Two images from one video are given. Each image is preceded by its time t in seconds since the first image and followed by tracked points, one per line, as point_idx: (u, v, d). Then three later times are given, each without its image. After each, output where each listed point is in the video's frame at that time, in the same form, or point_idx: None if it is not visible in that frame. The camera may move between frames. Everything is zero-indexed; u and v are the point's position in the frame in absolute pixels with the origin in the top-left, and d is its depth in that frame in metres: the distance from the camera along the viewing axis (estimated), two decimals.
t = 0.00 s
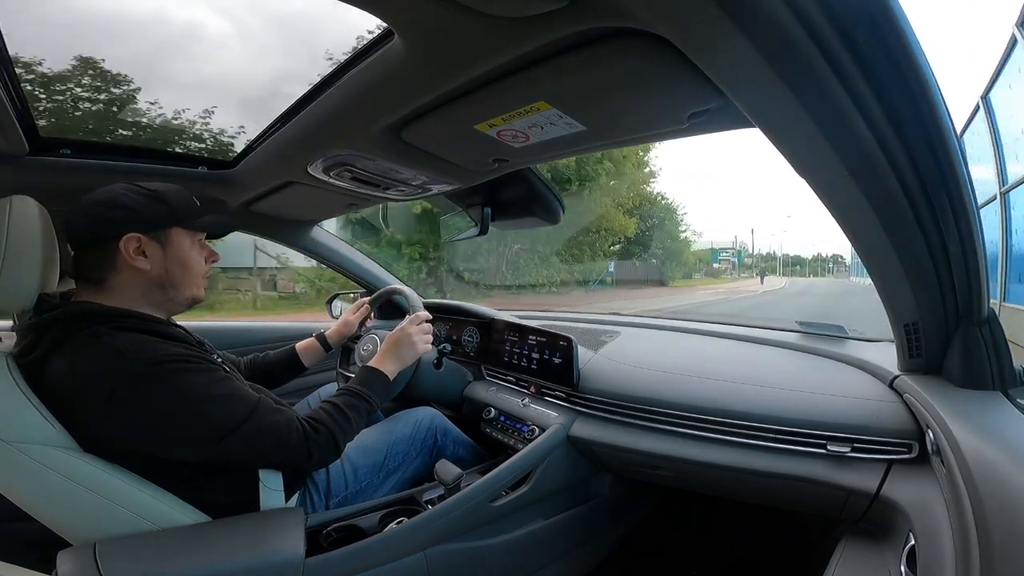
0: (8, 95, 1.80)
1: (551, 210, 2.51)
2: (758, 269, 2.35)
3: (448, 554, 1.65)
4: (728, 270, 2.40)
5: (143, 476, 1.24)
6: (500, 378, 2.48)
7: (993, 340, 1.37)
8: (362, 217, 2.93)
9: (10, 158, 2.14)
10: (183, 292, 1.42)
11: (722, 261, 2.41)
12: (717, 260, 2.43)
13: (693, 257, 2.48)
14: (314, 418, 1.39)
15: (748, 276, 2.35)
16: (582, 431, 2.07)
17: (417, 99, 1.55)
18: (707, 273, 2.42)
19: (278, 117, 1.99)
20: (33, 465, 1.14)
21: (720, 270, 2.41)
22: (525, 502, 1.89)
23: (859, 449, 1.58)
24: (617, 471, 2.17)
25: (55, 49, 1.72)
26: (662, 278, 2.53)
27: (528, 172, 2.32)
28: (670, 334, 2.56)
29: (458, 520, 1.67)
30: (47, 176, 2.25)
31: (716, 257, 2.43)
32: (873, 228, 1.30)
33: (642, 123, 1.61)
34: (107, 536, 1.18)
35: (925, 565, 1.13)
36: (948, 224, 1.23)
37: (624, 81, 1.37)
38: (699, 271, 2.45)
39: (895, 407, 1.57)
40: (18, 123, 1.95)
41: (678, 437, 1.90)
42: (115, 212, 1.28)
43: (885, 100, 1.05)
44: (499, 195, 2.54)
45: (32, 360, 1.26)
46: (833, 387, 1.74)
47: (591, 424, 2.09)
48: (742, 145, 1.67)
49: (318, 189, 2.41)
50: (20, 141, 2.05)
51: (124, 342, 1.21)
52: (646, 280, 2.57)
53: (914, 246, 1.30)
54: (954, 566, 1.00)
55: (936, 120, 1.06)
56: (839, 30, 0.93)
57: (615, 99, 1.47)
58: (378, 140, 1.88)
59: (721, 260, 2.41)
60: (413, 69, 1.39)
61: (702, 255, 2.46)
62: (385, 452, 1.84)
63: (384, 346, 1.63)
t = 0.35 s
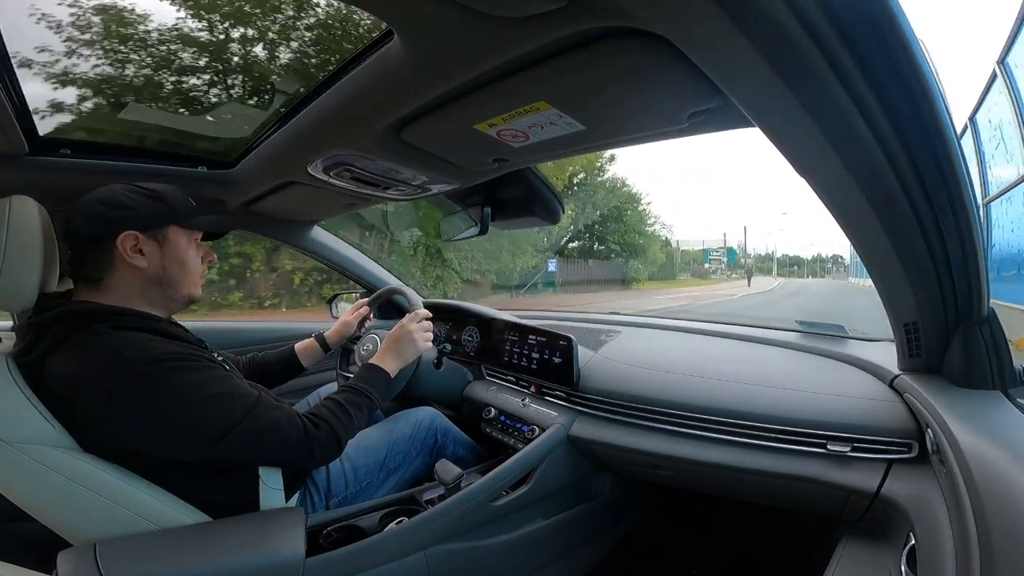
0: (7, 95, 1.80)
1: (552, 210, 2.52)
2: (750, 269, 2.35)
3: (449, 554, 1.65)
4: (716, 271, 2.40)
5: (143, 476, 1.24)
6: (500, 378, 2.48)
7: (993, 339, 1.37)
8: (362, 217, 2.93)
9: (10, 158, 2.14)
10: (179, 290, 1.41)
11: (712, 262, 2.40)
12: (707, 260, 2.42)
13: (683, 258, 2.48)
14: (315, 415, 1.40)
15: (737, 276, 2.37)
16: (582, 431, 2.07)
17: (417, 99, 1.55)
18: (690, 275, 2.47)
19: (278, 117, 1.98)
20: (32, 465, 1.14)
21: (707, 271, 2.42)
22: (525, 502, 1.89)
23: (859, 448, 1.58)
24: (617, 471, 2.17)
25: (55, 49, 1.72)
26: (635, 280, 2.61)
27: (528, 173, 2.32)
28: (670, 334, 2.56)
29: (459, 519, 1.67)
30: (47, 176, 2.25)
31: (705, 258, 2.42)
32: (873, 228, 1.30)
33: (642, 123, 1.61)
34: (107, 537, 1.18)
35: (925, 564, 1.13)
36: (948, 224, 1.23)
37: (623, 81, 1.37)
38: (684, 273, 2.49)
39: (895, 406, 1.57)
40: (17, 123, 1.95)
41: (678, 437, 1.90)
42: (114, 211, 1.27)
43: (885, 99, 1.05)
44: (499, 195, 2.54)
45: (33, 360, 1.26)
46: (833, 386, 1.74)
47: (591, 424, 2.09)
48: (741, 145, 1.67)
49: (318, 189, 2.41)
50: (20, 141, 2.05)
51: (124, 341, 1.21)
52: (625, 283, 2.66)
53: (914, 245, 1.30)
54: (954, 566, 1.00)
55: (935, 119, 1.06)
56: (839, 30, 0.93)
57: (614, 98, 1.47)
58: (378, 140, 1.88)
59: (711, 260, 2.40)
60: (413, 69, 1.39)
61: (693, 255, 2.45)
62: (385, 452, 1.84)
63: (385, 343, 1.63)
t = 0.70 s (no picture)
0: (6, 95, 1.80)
1: (552, 210, 2.50)
2: (746, 269, 2.45)
3: (449, 554, 1.65)
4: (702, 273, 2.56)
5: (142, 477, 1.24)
6: (500, 378, 2.48)
7: (993, 339, 1.37)
8: (362, 217, 2.94)
9: (9, 158, 2.14)
10: (181, 291, 1.41)
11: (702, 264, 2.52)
12: (700, 260, 2.51)
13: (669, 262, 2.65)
14: (316, 412, 1.40)
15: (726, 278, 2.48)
16: (582, 431, 2.07)
17: (416, 99, 1.55)
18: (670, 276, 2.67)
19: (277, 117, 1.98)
20: (32, 465, 1.14)
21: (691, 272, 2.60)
22: (525, 502, 1.89)
23: (859, 448, 1.58)
24: (617, 471, 2.17)
25: (54, 50, 1.72)
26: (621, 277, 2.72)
27: (529, 174, 2.32)
28: (669, 334, 2.56)
29: (459, 519, 1.67)
30: (47, 176, 2.25)
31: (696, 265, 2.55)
32: (874, 228, 1.30)
33: (642, 122, 1.61)
34: (107, 537, 1.18)
35: (926, 565, 1.13)
36: (948, 224, 1.24)
37: (623, 81, 1.37)
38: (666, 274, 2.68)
39: (895, 406, 1.57)
40: (17, 123, 1.95)
41: (678, 437, 1.90)
42: (120, 210, 1.28)
43: (885, 99, 1.05)
44: (499, 195, 2.54)
45: (32, 361, 1.25)
46: (833, 386, 1.74)
47: (591, 424, 2.09)
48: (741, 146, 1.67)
49: (318, 189, 2.42)
50: (19, 141, 2.05)
51: (124, 342, 1.21)
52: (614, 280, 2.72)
53: (914, 245, 1.30)
54: (954, 567, 1.00)
55: (935, 119, 1.06)
56: (840, 31, 0.93)
57: (614, 98, 1.47)
58: (378, 140, 1.88)
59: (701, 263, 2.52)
60: (413, 69, 1.39)
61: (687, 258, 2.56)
62: (385, 452, 1.84)
63: (387, 340, 1.63)
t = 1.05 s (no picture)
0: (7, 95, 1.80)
1: (552, 210, 2.56)
2: (746, 269, 2.29)
3: (448, 554, 1.65)
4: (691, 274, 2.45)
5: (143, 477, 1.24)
6: (500, 378, 2.48)
7: (993, 339, 1.36)
8: (363, 217, 2.95)
9: (10, 158, 2.15)
10: (186, 290, 1.41)
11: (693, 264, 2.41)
12: (690, 260, 2.41)
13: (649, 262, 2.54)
14: (319, 403, 1.39)
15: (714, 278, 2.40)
16: (582, 431, 2.07)
17: (417, 99, 1.55)
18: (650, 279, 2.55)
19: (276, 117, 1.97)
20: (32, 465, 1.15)
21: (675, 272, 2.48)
22: (525, 502, 1.89)
23: (858, 448, 1.58)
24: (617, 471, 2.17)
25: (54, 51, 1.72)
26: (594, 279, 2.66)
27: (527, 172, 2.34)
28: (669, 334, 2.55)
29: (459, 519, 1.67)
30: (47, 175, 2.26)
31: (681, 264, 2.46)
32: (874, 228, 1.30)
33: (642, 122, 1.61)
34: (108, 536, 1.18)
35: (925, 565, 1.13)
36: (949, 224, 1.24)
37: (624, 81, 1.37)
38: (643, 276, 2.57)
39: (895, 407, 1.57)
40: (17, 123, 1.95)
41: (678, 437, 1.90)
42: (126, 209, 1.29)
43: (885, 99, 1.05)
44: (498, 195, 2.58)
45: (32, 361, 1.26)
46: (833, 386, 1.74)
47: (591, 424, 2.09)
48: (741, 145, 1.67)
49: (318, 189, 2.42)
50: (18, 141, 2.05)
51: (123, 340, 1.21)
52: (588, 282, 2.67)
53: (915, 244, 1.30)
54: (953, 568, 1.00)
55: (935, 119, 1.06)
56: (839, 31, 0.93)
57: (614, 98, 1.47)
58: (378, 140, 1.88)
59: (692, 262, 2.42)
60: (413, 69, 1.39)
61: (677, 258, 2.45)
62: (385, 452, 1.84)
63: (388, 333, 1.64)
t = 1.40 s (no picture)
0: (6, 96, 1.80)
1: (552, 210, 2.61)
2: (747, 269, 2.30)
3: (448, 554, 1.65)
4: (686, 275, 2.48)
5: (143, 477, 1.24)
6: (500, 378, 2.48)
7: (992, 339, 1.37)
8: (363, 217, 2.96)
9: (9, 158, 2.15)
10: (189, 291, 1.42)
11: (687, 264, 2.44)
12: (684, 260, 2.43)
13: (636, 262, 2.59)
14: (321, 400, 1.40)
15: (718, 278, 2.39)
16: (582, 431, 2.07)
17: (416, 99, 1.55)
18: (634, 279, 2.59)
19: (277, 117, 1.97)
20: (33, 465, 1.15)
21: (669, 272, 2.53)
22: (525, 502, 1.89)
23: (858, 448, 1.58)
24: (617, 471, 2.17)
25: (53, 52, 1.72)
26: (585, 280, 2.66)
27: (527, 172, 2.37)
28: (670, 334, 2.55)
29: (459, 519, 1.67)
30: (47, 175, 2.26)
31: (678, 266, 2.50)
32: (874, 229, 1.30)
33: (642, 122, 1.61)
34: (107, 536, 1.18)
35: (924, 565, 1.13)
36: (949, 225, 1.24)
37: (623, 80, 1.37)
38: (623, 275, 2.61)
39: (894, 407, 1.57)
40: (16, 123, 1.95)
41: (678, 437, 1.90)
42: (130, 209, 1.29)
43: (885, 99, 1.05)
44: (498, 195, 2.60)
45: (32, 360, 1.26)
46: (833, 386, 1.74)
47: (591, 424, 2.09)
48: (741, 146, 1.67)
49: (318, 189, 2.42)
50: (18, 141, 2.05)
51: (123, 340, 1.21)
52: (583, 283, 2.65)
53: (914, 244, 1.30)
54: (953, 567, 0.99)
55: (936, 120, 1.06)
56: (839, 30, 0.93)
57: (614, 98, 1.47)
58: (378, 140, 1.88)
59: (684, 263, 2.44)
60: (412, 68, 1.39)
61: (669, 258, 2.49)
62: (385, 451, 1.84)
63: (389, 331, 1.64)
